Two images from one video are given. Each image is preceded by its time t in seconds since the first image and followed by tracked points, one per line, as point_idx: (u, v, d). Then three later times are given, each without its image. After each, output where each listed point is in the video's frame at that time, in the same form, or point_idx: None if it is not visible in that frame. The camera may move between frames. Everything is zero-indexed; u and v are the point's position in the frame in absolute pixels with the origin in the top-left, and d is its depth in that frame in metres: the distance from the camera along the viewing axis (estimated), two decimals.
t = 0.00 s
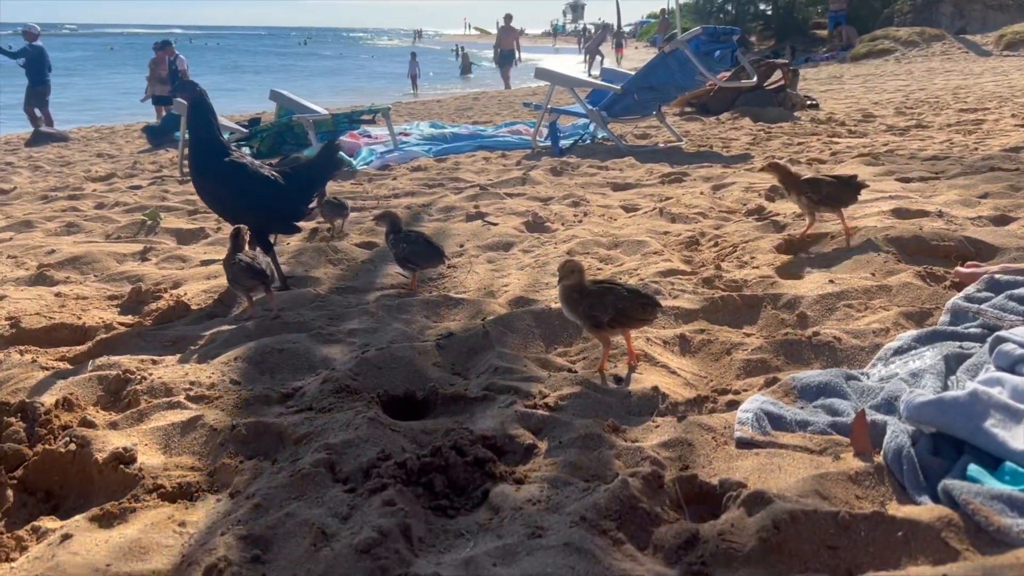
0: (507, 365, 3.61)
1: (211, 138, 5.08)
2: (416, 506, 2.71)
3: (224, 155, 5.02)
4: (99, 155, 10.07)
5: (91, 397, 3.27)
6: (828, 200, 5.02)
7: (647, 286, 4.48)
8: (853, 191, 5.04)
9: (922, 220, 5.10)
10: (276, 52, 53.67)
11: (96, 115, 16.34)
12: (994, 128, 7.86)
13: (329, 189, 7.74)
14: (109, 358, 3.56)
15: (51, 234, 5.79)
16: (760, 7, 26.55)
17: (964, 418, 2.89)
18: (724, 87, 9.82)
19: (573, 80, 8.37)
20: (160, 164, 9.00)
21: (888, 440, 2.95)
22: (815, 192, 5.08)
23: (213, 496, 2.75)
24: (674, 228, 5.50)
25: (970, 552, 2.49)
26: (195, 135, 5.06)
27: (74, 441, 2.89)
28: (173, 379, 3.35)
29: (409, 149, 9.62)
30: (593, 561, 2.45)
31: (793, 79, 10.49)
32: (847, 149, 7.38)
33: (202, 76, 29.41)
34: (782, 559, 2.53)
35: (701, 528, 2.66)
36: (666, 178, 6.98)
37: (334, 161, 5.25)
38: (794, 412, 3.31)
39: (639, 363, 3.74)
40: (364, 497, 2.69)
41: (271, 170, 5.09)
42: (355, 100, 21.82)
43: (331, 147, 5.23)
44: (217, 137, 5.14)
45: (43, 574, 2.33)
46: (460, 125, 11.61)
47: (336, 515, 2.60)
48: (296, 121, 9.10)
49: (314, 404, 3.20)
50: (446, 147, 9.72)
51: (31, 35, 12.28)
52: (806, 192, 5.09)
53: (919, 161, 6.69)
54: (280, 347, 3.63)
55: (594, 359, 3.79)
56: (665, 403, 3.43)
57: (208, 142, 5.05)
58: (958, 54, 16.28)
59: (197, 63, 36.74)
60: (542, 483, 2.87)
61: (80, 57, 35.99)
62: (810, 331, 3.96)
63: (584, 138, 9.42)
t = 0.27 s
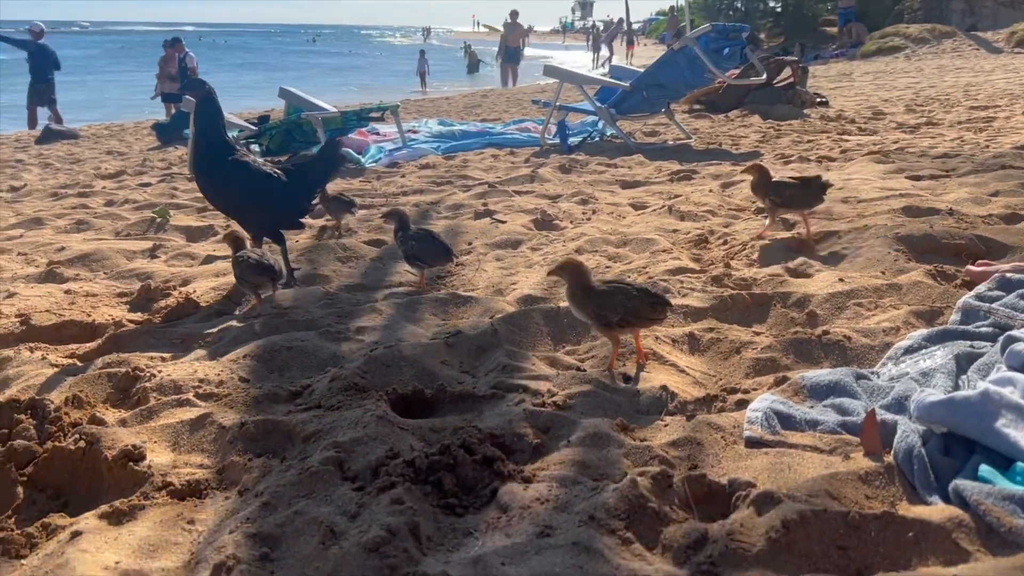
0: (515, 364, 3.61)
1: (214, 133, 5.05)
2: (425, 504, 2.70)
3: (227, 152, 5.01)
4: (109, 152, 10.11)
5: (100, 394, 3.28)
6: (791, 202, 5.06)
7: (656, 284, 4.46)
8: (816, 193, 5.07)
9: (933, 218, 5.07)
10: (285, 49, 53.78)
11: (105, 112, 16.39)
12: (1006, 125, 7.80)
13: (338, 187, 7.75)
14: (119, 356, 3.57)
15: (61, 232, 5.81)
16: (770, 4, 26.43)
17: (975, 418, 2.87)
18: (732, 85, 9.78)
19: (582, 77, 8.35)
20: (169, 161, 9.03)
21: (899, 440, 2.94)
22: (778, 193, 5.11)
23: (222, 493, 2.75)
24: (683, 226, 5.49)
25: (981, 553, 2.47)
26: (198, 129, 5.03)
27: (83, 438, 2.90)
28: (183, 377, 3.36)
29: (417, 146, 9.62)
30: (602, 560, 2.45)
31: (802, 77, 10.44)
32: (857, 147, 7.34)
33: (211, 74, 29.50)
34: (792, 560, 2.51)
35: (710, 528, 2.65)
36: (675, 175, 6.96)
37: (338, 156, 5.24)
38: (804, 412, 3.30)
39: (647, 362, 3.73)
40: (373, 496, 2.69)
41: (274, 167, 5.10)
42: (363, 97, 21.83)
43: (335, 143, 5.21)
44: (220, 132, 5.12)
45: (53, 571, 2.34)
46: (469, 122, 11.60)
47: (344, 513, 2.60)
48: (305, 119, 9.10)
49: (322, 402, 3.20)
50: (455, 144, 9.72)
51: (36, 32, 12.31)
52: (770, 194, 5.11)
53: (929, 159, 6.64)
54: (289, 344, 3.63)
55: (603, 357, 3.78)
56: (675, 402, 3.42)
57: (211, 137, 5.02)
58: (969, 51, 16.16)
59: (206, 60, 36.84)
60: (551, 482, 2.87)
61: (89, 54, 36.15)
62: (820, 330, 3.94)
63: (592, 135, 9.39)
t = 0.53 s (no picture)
0: (526, 363, 3.60)
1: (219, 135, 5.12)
2: (436, 503, 2.70)
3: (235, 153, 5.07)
4: (121, 150, 10.16)
5: (112, 391, 3.29)
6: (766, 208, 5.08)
7: (667, 283, 4.44)
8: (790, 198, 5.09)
9: (947, 218, 5.02)
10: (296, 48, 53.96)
11: (117, 111, 16.48)
12: (1020, 124, 7.73)
13: (348, 185, 7.76)
14: (131, 353, 3.58)
15: (73, 229, 5.84)
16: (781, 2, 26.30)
17: (990, 419, 2.85)
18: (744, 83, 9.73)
19: (592, 75, 8.33)
20: (181, 159, 9.07)
21: (912, 441, 2.91)
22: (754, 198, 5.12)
23: (233, 491, 2.75)
24: (694, 225, 5.46)
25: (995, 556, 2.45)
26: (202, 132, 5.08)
27: (96, 435, 2.91)
28: (194, 375, 3.37)
29: (427, 145, 9.63)
30: (613, 560, 2.44)
31: (814, 75, 10.39)
32: (870, 146, 7.29)
33: (222, 72, 29.61)
34: (805, 560, 2.50)
35: (722, 528, 2.63)
36: (686, 174, 6.93)
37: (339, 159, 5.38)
38: (816, 412, 3.27)
39: (658, 361, 3.71)
40: (384, 494, 2.68)
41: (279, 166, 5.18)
42: (373, 96, 21.86)
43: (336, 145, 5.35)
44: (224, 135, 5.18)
45: (66, 567, 2.35)
46: (479, 121, 11.60)
47: (355, 511, 2.60)
48: (316, 117, 9.12)
49: (333, 400, 3.20)
50: (465, 143, 9.71)
51: (43, 31, 12.36)
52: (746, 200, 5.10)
53: (943, 158, 6.59)
54: (300, 342, 3.64)
55: (613, 356, 3.77)
56: (686, 401, 3.40)
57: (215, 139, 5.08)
58: (983, 49, 16.03)
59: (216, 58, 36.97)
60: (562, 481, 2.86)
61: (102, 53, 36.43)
62: (832, 330, 3.91)
63: (603, 134, 9.36)
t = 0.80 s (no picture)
0: (542, 363, 3.59)
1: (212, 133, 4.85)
2: (452, 502, 2.70)
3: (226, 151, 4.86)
4: (140, 149, 10.25)
5: (131, 388, 3.31)
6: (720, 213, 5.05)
7: (685, 283, 4.42)
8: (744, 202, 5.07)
9: (968, 218, 4.96)
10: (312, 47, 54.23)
11: (135, 109, 16.62)
12: None
13: (365, 184, 7.78)
14: (149, 350, 3.60)
15: (93, 227, 5.89)
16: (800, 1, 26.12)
17: (1013, 423, 2.81)
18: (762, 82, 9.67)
19: (610, 74, 8.30)
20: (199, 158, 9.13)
21: (933, 444, 2.88)
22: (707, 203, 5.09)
23: (251, 488, 2.76)
24: (712, 225, 5.43)
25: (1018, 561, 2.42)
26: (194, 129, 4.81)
27: (115, 432, 2.92)
28: (212, 373, 3.38)
29: (444, 143, 9.64)
30: (630, 561, 2.42)
31: (833, 74, 10.30)
32: (889, 145, 7.21)
33: (240, 70, 29.81)
34: (824, 564, 2.47)
35: (740, 531, 2.61)
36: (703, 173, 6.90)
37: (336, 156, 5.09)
38: (835, 414, 3.24)
39: (675, 362, 3.69)
40: (400, 493, 2.68)
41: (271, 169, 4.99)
42: (389, 95, 21.92)
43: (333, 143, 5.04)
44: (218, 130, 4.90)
45: (85, 563, 2.37)
46: (495, 119, 11.60)
47: (372, 510, 2.60)
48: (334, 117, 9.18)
49: (349, 399, 3.21)
50: (482, 142, 9.72)
51: (58, 31, 12.43)
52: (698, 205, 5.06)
53: (963, 157, 6.51)
54: (316, 341, 3.65)
55: (629, 356, 3.75)
56: (703, 403, 3.38)
57: (209, 137, 4.82)
58: (1005, 48, 15.84)
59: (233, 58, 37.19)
60: (578, 482, 2.84)
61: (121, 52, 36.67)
62: (851, 331, 3.87)
63: (620, 133, 9.33)
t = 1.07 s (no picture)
0: (568, 363, 3.57)
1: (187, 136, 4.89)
2: (478, 503, 2.68)
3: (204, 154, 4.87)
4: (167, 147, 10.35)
5: (159, 384, 3.33)
6: (686, 210, 5.10)
7: (711, 284, 4.37)
8: (709, 197, 5.12)
9: (1001, 219, 4.86)
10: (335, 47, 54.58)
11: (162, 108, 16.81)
12: None
13: (389, 184, 7.79)
14: (177, 347, 3.62)
15: (121, 225, 5.95)
16: None
17: None
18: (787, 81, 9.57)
19: (634, 73, 8.26)
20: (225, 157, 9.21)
21: (969, 449, 2.81)
22: (672, 200, 5.15)
23: (278, 486, 2.76)
24: (738, 225, 5.38)
25: None
26: (168, 134, 4.85)
27: (143, 428, 2.93)
28: (239, 370, 3.39)
29: (468, 142, 9.64)
30: (659, 565, 2.39)
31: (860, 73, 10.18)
32: (919, 144, 7.10)
33: (264, 70, 30.06)
34: (856, 570, 2.42)
35: (770, 535, 2.57)
36: (728, 172, 6.84)
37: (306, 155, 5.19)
38: (866, 417, 3.18)
39: (702, 363, 3.65)
40: (427, 492, 2.67)
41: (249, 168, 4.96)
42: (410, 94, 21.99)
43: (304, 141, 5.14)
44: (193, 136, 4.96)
45: (115, 558, 2.37)
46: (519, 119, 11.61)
47: (398, 509, 2.59)
48: (359, 116, 9.28)
49: (375, 397, 3.21)
50: (505, 141, 9.70)
51: (87, 31, 12.58)
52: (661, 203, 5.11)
53: (996, 157, 6.39)
54: (342, 339, 3.65)
55: (655, 357, 3.71)
56: (731, 405, 3.34)
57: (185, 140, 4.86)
58: None
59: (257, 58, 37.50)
60: (605, 483, 2.81)
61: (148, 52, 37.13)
62: (882, 333, 3.80)
63: (644, 132, 9.30)
